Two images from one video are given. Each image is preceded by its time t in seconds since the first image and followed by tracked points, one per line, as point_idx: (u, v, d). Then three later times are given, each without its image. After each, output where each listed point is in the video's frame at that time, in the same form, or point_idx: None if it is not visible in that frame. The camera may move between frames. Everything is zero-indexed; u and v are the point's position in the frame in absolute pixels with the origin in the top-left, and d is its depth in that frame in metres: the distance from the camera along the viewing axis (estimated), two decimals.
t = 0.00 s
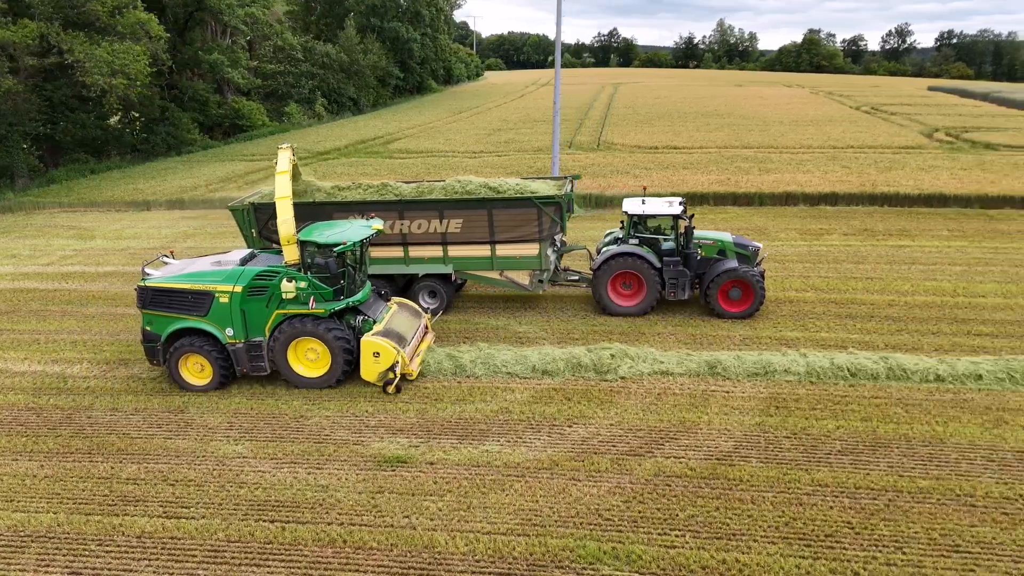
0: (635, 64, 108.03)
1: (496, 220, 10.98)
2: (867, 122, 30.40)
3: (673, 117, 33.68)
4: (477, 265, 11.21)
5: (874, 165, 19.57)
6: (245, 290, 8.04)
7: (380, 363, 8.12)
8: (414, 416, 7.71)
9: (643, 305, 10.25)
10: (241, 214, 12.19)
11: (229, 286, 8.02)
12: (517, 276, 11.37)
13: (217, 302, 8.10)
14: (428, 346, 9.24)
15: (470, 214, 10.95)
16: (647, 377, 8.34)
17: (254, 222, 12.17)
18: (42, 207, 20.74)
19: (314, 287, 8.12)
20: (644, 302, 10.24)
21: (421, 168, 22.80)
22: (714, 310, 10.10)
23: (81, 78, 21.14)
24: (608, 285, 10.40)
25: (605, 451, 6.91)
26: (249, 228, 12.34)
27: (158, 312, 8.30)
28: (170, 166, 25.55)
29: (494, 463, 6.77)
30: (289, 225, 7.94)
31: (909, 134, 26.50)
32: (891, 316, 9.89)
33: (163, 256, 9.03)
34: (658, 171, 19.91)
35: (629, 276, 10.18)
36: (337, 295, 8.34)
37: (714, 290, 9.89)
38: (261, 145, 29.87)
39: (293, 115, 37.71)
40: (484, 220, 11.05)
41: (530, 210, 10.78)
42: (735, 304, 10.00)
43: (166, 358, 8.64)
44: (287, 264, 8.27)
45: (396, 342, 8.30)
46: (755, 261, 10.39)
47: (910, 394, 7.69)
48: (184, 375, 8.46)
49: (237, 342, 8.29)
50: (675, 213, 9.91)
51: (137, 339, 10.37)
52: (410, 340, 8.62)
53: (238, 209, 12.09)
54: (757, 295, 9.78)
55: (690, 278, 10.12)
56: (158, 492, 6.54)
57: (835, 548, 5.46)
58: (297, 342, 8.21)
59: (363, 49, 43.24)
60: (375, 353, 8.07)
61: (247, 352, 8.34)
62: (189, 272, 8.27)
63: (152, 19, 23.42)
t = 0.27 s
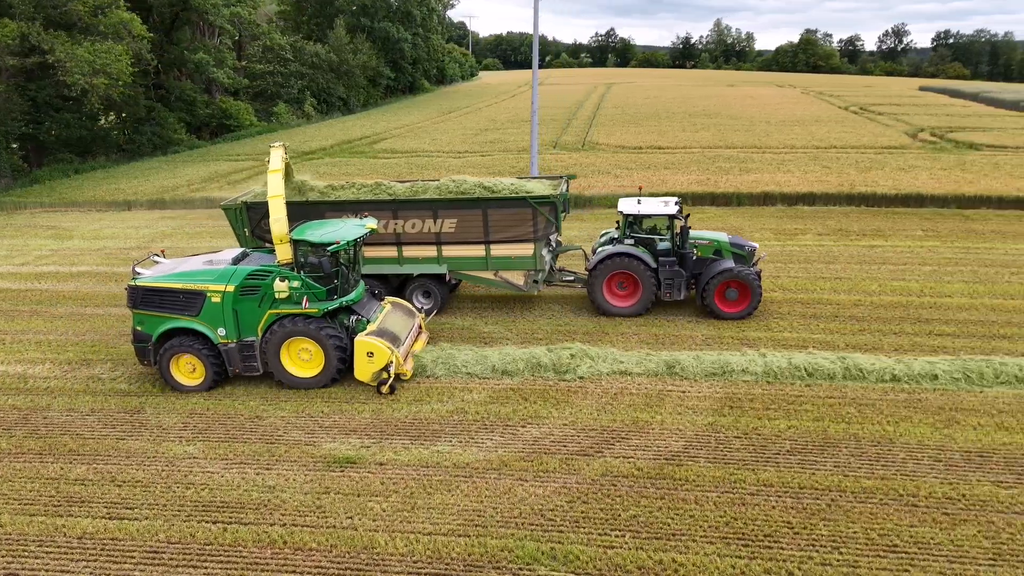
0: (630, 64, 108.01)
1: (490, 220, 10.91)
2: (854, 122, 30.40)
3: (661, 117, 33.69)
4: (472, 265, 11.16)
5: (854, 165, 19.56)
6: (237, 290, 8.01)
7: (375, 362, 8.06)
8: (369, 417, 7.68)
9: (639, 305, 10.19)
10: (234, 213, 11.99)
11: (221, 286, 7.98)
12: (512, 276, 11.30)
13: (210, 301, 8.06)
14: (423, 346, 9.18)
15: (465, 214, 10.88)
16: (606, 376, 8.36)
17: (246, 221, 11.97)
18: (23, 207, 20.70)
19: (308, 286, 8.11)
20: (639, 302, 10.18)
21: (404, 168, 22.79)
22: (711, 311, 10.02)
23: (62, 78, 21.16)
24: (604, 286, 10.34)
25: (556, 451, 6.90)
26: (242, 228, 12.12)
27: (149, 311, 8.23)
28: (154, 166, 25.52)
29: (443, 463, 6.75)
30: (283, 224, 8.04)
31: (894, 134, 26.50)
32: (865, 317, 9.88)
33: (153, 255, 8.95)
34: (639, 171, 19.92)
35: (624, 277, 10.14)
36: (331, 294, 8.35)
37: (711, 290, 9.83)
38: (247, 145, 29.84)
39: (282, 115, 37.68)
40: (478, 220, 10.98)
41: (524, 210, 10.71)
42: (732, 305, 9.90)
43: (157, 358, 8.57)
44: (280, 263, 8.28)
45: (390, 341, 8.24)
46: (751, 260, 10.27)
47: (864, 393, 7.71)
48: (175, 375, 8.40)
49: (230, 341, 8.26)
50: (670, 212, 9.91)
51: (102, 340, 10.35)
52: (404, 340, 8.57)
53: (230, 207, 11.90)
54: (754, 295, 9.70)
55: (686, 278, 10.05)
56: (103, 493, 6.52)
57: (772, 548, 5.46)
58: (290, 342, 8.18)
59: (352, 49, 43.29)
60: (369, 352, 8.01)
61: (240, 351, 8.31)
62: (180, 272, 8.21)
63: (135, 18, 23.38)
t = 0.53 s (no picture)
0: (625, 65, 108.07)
1: (484, 219, 10.85)
2: (841, 122, 30.43)
3: (649, 118, 33.71)
4: (466, 265, 11.10)
5: (834, 165, 19.55)
6: (229, 288, 7.94)
7: (368, 362, 8.01)
8: (324, 418, 7.65)
9: (635, 306, 10.07)
10: (226, 212, 11.88)
11: (213, 284, 7.92)
12: (507, 276, 11.24)
13: (201, 300, 8.00)
14: (416, 345, 9.18)
15: (458, 214, 10.82)
16: (564, 377, 8.36)
17: (238, 220, 11.85)
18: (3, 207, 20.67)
19: (300, 285, 8.01)
20: (635, 303, 10.07)
21: (387, 168, 22.79)
22: (707, 311, 9.94)
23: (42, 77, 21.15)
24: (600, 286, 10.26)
25: (505, 451, 6.88)
26: (235, 227, 12.01)
27: (141, 311, 8.17)
28: (138, 166, 25.49)
29: (392, 464, 6.72)
30: (275, 221, 8.02)
31: (879, 134, 26.52)
32: (831, 315, 9.89)
33: (146, 254, 8.89)
34: (620, 171, 19.94)
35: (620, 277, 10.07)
36: (324, 293, 8.24)
37: (708, 290, 9.75)
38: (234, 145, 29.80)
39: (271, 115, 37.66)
40: (472, 219, 10.92)
41: (518, 210, 10.65)
42: (727, 305, 9.85)
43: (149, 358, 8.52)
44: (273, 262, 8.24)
45: (384, 341, 8.20)
46: (747, 261, 10.21)
47: (819, 393, 7.72)
48: (166, 375, 8.34)
49: (222, 341, 8.19)
50: (666, 212, 9.90)
51: (67, 340, 10.33)
52: (397, 339, 8.53)
53: (223, 207, 11.79)
54: (751, 295, 9.64)
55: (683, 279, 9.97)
56: (48, 494, 6.50)
57: (709, 548, 5.45)
58: (282, 341, 8.10)
59: (342, 49, 43.29)
60: (362, 352, 7.96)
61: (231, 351, 8.24)
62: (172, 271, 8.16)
63: (117, 18, 23.35)
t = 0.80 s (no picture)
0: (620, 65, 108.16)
1: (478, 219, 10.79)
2: (827, 122, 30.47)
3: (637, 118, 33.73)
4: (460, 265, 11.04)
5: (814, 165, 19.58)
6: (221, 287, 7.91)
7: (360, 362, 7.94)
8: (278, 418, 7.62)
9: (630, 307, 10.05)
10: (218, 211, 11.79)
11: (205, 283, 7.89)
12: (501, 276, 11.16)
13: (194, 300, 7.96)
14: (413, 345, 9.08)
15: (452, 213, 10.76)
16: (521, 377, 8.36)
17: (230, 220, 11.77)
18: None
19: (292, 284, 8.03)
20: (631, 304, 10.06)
21: (370, 168, 22.79)
22: (703, 312, 9.92)
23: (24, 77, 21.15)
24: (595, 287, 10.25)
25: (455, 452, 6.86)
26: (226, 226, 11.92)
27: (132, 310, 8.12)
28: (121, 166, 25.45)
29: (340, 465, 6.69)
30: (268, 221, 8.01)
31: (863, 134, 26.55)
32: (792, 317, 9.90)
33: (137, 252, 8.82)
34: (601, 171, 19.98)
35: (615, 277, 10.06)
36: (316, 292, 8.27)
37: (703, 291, 9.74)
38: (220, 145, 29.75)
39: (260, 115, 37.63)
40: (466, 219, 10.86)
41: (513, 210, 10.59)
42: (723, 305, 9.83)
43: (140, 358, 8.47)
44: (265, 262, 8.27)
45: (376, 341, 8.12)
46: (743, 261, 10.22)
47: (773, 393, 7.73)
48: (159, 375, 8.30)
49: (214, 340, 8.15)
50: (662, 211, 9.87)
51: (31, 340, 10.30)
52: (391, 339, 8.45)
53: (214, 206, 11.70)
54: (747, 296, 9.62)
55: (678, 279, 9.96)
56: None
57: (645, 548, 5.45)
58: (274, 341, 8.06)
59: (332, 50, 43.29)
60: (354, 352, 7.90)
61: (223, 351, 8.20)
62: (164, 270, 8.12)
63: (100, 18, 23.31)
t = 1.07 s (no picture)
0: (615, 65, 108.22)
1: (473, 219, 10.67)
2: (815, 122, 30.47)
3: (626, 118, 33.73)
4: (454, 265, 10.94)
5: (795, 165, 19.57)
6: (213, 286, 7.90)
7: (352, 363, 7.90)
8: (232, 418, 7.59)
9: (625, 307, 9.97)
10: (210, 211, 11.73)
11: (197, 282, 7.88)
12: (495, 276, 11.07)
13: (185, 298, 7.95)
14: (405, 345, 9.06)
15: (446, 213, 10.64)
16: (480, 377, 8.35)
17: (223, 219, 11.71)
18: None
19: (284, 283, 8.02)
20: (626, 304, 9.97)
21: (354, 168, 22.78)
22: (699, 313, 9.81)
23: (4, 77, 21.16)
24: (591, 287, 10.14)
25: (404, 452, 6.83)
26: (219, 225, 11.87)
27: (125, 308, 8.12)
28: (105, 166, 25.41)
29: (287, 466, 6.66)
30: (260, 218, 8.45)
31: (848, 134, 26.55)
32: (761, 316, 9.89)
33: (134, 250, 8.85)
34: (582, 172, 20.00)
35: (610, 277, 9.95)
36: (308, 292, 8.23)
37: (699, 291, 9.65)
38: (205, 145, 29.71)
39: (248, 115, 37.57)
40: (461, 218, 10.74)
41: (507, 210, 10.46)
42: (719, 306, 9.73)
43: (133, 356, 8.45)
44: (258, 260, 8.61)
45: (368, 341, 8.07)
46: (740, 262, 10.11)
47: (727, 393, 7.73)
48: (150, 373, 8.27)
49: (205, 339, 8.13)
50: (658, 211, 9.77)
51: None
52: (384, 339, 8.41)
53: (207, 205, 11.63)
54: (743, 297, 9.52)
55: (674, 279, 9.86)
56: None
57: (583, 549, 5.44)
58: (265, 340, 8.02)
59: (321, 50, 43.30)
60: (346, 353, 7.85)
61: (215, 350, 8.17)
62: (157, 268, 8.13)
63: (82, 18, 23.27)
